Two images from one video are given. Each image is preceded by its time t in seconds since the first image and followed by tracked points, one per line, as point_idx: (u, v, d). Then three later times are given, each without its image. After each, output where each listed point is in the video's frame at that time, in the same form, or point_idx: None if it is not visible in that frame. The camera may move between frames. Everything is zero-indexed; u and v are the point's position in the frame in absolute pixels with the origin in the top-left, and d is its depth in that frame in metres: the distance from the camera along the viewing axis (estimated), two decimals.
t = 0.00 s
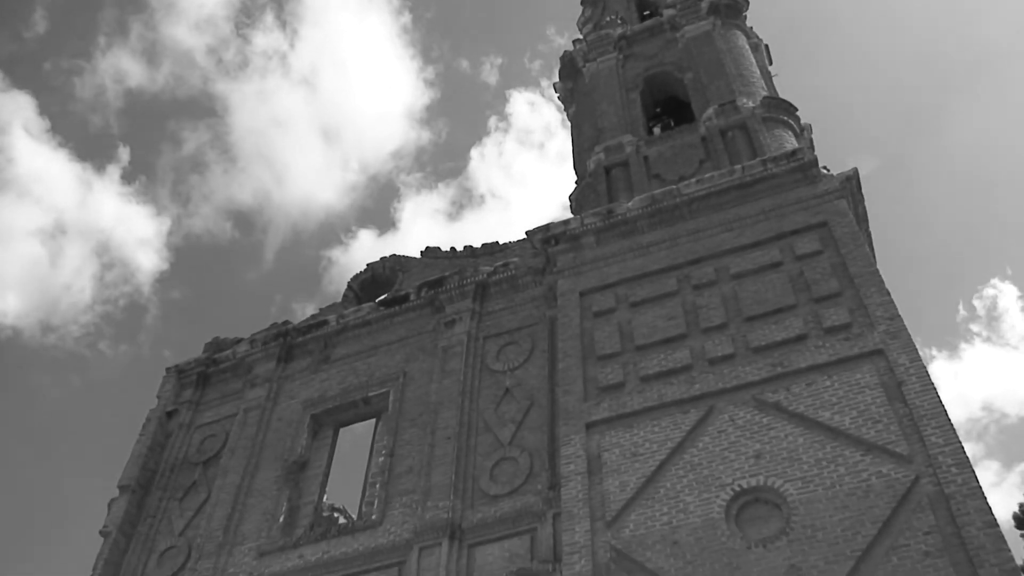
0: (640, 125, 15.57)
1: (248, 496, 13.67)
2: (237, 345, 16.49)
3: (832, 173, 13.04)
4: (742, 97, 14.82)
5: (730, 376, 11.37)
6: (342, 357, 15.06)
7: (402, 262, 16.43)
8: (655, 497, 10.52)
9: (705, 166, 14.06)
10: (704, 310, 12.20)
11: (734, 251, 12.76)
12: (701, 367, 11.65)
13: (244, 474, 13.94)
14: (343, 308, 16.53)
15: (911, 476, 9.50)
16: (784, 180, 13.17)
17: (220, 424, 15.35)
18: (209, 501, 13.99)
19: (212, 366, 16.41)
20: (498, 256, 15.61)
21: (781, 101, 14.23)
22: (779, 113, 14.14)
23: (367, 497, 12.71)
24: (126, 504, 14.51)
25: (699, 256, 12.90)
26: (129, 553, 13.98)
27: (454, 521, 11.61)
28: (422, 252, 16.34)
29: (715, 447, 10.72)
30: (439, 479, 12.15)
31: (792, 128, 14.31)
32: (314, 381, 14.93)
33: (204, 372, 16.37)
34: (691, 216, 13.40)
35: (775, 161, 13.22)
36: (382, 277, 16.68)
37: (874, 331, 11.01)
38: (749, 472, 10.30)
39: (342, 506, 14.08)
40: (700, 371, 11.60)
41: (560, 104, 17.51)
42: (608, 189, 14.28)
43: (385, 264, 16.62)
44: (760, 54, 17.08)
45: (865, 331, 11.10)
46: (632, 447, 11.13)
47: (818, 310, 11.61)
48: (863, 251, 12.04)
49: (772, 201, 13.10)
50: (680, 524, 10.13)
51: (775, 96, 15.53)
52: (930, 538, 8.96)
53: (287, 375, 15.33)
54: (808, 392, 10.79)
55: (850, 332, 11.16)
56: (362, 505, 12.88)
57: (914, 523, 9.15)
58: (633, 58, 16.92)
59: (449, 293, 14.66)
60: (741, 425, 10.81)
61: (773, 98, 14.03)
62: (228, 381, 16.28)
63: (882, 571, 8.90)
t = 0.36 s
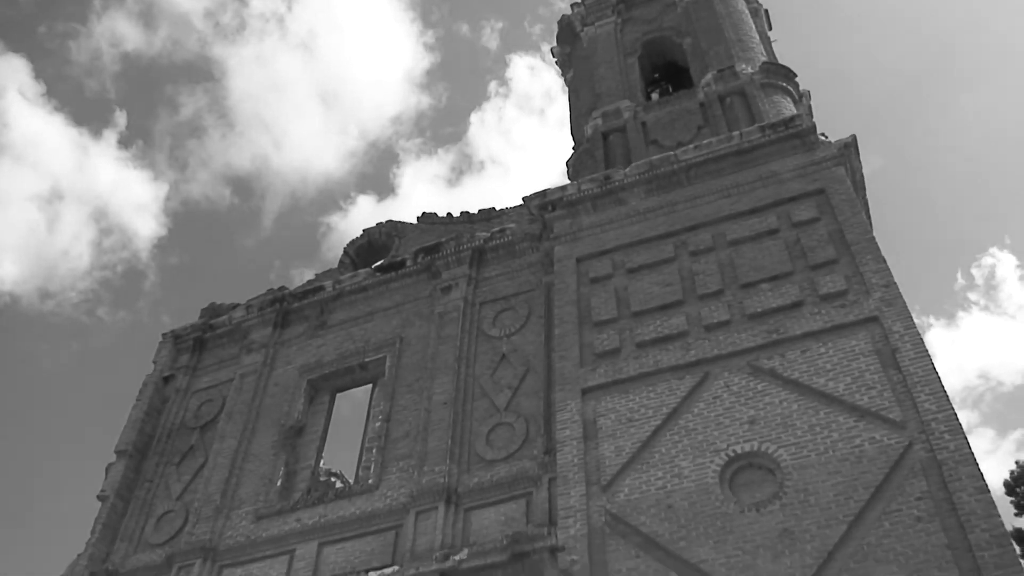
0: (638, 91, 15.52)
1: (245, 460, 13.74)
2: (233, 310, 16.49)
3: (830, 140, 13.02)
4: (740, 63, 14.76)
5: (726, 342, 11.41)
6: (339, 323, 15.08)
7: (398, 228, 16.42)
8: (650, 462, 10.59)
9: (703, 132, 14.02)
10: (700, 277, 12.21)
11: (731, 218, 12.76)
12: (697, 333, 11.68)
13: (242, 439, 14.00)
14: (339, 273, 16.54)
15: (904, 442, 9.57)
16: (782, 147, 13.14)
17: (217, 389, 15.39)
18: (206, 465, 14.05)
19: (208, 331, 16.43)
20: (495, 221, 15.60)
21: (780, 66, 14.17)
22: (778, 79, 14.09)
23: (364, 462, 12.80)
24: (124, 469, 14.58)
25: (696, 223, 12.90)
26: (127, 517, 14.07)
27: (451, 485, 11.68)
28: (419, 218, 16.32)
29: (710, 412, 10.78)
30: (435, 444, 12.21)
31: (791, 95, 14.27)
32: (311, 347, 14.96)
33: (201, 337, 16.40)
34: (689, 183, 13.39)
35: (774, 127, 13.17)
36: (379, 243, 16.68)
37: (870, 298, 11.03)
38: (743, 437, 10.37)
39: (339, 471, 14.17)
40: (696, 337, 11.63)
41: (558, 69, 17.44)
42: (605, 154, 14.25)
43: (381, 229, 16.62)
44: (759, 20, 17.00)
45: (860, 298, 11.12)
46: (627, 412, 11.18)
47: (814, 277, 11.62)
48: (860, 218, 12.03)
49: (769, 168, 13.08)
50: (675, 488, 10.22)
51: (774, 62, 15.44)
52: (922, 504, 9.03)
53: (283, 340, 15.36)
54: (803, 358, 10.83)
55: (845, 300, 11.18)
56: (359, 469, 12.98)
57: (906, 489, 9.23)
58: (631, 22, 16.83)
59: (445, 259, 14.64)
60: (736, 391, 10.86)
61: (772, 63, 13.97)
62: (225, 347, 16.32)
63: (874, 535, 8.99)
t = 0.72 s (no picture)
0: (632, 48, 15.43)
1: (236, 416, 13.79)
2: (223, 267, 16.44)
3: (824, 100, 12.98)
4: (735, 21, 14.66)
5: (716, 301, 11.44)
6: (329, 280, 15.06)
7: (389, 184, 16.36)
8: (639, 418, 10.67)
9: (696, 90, 13.97)
10: (691, 236, 12.22)
11: (723, 178, 12.75)
12: (687, 292, 11.71)
13: (232, 395, 14.04)
14: (330, 230, 16.50)
15: (891, 401, 9.65)
16: (775, 106, 13.10)
17: (207, 345, 15.40)
18: (197, 421, 14.10)
19: (198, 288, 16.40)
20: (487, 179, 15.56)
21: (775, 25, 14.09)
22: (773, 38, 14.01)
23: (355, 418, 12.87)
24: (115, 423, 14.61)
25: (688, 182, 12.88)
26: (118, 471, 14.13)
27: (441, 441, 11.76)
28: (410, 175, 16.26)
29: (699, 370, 10.85)
30: (425, 400, 12.26)
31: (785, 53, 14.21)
32: (302, 303, 14.96)
33: (191, 293, 16.37)
34: (681, 141, 13.35)
35: (768, 85, 13.11)
36: (370, 199, 16.63)
37: (860, 259, 11.06)
38: (732, 394, 10.45)
39: (329, 427, 14.25)
40: (686, 296, 11.66)
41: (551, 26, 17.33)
42: (598, 112, 14.19)
43: (372, 186, 16.56)
44: None
45: (850, 258, 11.14)
46: (617, 369, 11.24)
47: (805, 237, 11.64)
48: (852, 178, 12.03)
49: (762, 127, 13.04)
50: (663, 445, 10.31)
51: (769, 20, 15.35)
52: (907, 461, 9.13)
53: (274, 297, 15.36)
54: (793, 317, 10.88)
55: (836, 260, 11.21)
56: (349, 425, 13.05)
57: (892, 447, 9.33)
58: None
59: (436, 217, 14.60)
60: (725, 349, 10.92)
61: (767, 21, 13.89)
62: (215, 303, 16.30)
63: (858, 492, 9.10)
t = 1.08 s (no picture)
0: None
1: (230, 364, 13.83)
2: (216, 215, 16.36)
3: (823, 51, 12.86)
4: None
5: (710, 253, 11.43)
6: (323, 229, 15.01)
7: (383, 132, 16.24)
8: (631, 369, 10.72)
9: (695, 40, 13.82)
10: (687, 187, 12.17)
11: (720, 128, 12.67)
12: (682, 244, 11.69)
13: (226, 343, 14.05)
14: (323, 178, 16.40)
15: (883, 353, 9.69)
16: (774, 56, 12.97)
17: (201, 294, 15.38)
18: (192, 368, 14.13)
19: (191, 236, 16.32)
20: (482, 128, 15.44)
21: None
22: None
23: (349, 366, 12.93)
24: (109, 371, 14.64)
25: (684, 132, 12.81)
26: (113, 418, 14.20)
27: (434, 389, 11.81)
28: (404, 123, 16.14)
29: (692, 321, 10.88)
30: (419, 349, 12.29)
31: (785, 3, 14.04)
32: (295, 252, 14.92)
33: (184, 242, 16.31)
34: (678, 91, 13.24)
35: (767, 35, 12.96)
36: (363, 147, 16.52)
37: (855, 212, 11.02)
38: (724, 345, 10.49)
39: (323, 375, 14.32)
40: (681, 247, 11.64)
41: None
42: (595, 61, 14.05)
43: (366, 133, 16.44)
44: None
45: (846, 211, 11.11)
46: (610, 319, 11.26)
47: (801, 189, 11.59)
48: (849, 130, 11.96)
49: (760, 78, 12.92)
50: (655, 394, 10.37)
51: None
52: (897, 413, 9.20)
53: (268, 246, 15.31)
54: (787, 270, 10.88)
55: (831, 212, 11.18)
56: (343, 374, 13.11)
57: (882, 399, 9.39)
58: None
59: (431, 165, 14.49)
60: (719, 301, 10.93)
61: None
62: (208, 251, 16.25)
63: (848, 443, 9.18)
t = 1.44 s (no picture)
0: None
1: (223, 311, 13.83)
2: (207, 161, 16.23)
3: None
4: None
5: (705, 202, 11.40)
6: (316, 176, 14.92)
7: (376, 79, 16.07)
8: (624, 317, 10.75)
9: None
10: (682, 136, 12.11)
11: (717, 77, 12.56)
12: (676, 193, 11.66)
13: (219, 290, 14.04)
14: (315, 124, 16.26)
15: (874, 304, 9.73)
16: (773, 3, 12.82)
17: (193, 241, 15.32)
18: (185, 316, 14.14)
19: (183, 183, 16.21)
20: (476, 74, 15.29)
21: None
22: None
23: (342, 314, 12.95)
24: (102, 318, 14.64)
25: (681, 80, 12.70)
26: (107, 365, 14.23)
27: (428, 337, 11.85)
28: (397, 69, 15.97)
29: (685, 270, 10.88)
30: (412, 297, 12.30)
31: None
32: (288, 199, 14.84)
33: (175, 188, 16.20)
34: (675, 39, 13.10)
35: None
36: (356, 94, 16.37)
37: (851, 162, 10.98)
38: (717, 295, 10.51)
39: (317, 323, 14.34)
40: (675, 197, 11.60)
41: None
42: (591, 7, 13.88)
43: (359, 79, 16.28)
44: None
45: (841, 161, 11.07)
46: (604, 268, 11.26)
47: (797, 139, 11.54)
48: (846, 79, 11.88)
49: (758, 25, 12.79)
50: (647, 343, 10.41)
51: None
52: (887, 363, 9.27)
53: (260, 193, 15.23)
54: (781, 220, 10.87)
55: (827, 162, 11.13)
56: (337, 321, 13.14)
57: (873, 349, 9.45)
58: None
59: (424, 112, 14.37)
60: (712, 251, 10.93)
61: None
62: (200, 198, 16.15)
63: (837, 392, 9.26)
